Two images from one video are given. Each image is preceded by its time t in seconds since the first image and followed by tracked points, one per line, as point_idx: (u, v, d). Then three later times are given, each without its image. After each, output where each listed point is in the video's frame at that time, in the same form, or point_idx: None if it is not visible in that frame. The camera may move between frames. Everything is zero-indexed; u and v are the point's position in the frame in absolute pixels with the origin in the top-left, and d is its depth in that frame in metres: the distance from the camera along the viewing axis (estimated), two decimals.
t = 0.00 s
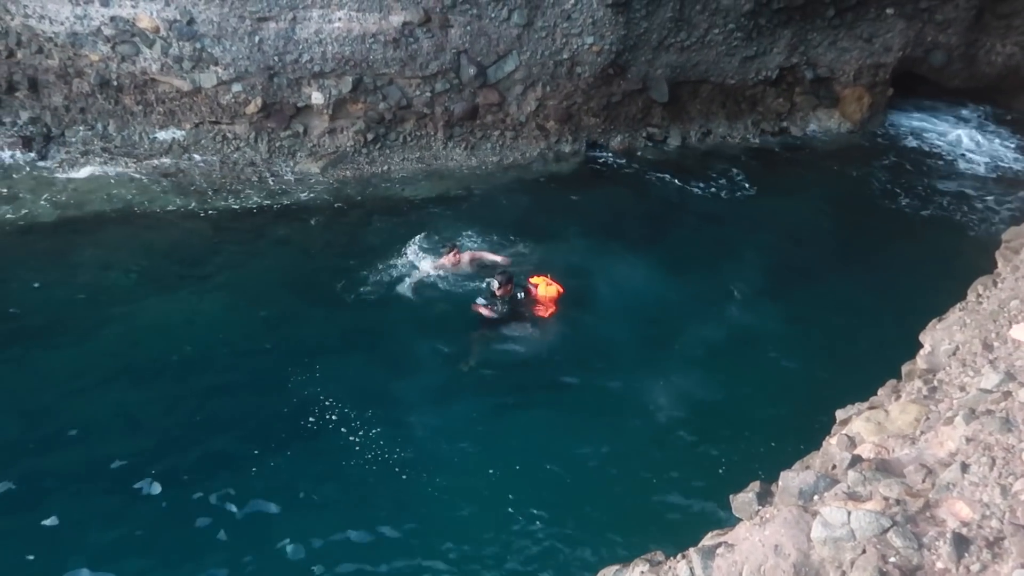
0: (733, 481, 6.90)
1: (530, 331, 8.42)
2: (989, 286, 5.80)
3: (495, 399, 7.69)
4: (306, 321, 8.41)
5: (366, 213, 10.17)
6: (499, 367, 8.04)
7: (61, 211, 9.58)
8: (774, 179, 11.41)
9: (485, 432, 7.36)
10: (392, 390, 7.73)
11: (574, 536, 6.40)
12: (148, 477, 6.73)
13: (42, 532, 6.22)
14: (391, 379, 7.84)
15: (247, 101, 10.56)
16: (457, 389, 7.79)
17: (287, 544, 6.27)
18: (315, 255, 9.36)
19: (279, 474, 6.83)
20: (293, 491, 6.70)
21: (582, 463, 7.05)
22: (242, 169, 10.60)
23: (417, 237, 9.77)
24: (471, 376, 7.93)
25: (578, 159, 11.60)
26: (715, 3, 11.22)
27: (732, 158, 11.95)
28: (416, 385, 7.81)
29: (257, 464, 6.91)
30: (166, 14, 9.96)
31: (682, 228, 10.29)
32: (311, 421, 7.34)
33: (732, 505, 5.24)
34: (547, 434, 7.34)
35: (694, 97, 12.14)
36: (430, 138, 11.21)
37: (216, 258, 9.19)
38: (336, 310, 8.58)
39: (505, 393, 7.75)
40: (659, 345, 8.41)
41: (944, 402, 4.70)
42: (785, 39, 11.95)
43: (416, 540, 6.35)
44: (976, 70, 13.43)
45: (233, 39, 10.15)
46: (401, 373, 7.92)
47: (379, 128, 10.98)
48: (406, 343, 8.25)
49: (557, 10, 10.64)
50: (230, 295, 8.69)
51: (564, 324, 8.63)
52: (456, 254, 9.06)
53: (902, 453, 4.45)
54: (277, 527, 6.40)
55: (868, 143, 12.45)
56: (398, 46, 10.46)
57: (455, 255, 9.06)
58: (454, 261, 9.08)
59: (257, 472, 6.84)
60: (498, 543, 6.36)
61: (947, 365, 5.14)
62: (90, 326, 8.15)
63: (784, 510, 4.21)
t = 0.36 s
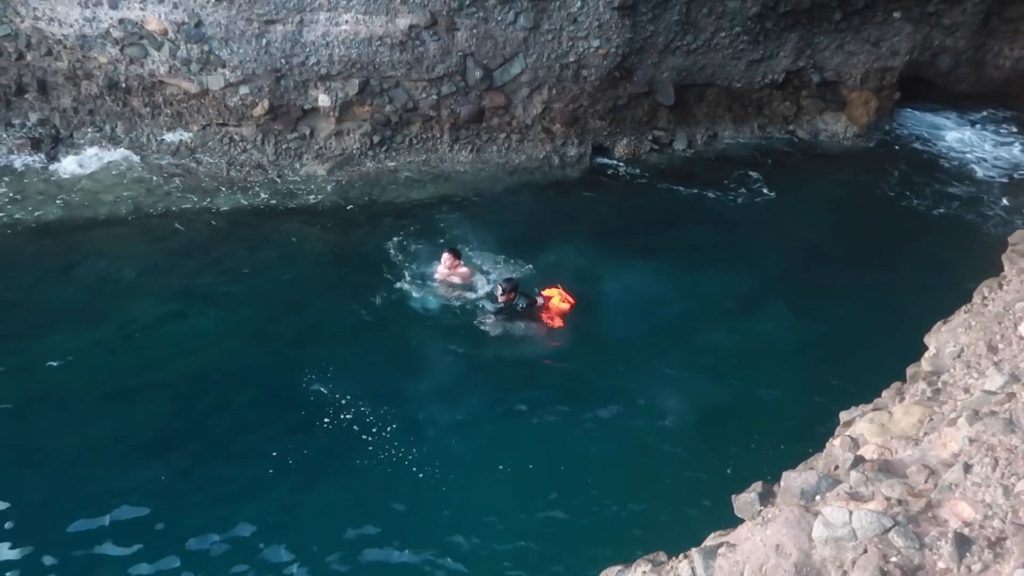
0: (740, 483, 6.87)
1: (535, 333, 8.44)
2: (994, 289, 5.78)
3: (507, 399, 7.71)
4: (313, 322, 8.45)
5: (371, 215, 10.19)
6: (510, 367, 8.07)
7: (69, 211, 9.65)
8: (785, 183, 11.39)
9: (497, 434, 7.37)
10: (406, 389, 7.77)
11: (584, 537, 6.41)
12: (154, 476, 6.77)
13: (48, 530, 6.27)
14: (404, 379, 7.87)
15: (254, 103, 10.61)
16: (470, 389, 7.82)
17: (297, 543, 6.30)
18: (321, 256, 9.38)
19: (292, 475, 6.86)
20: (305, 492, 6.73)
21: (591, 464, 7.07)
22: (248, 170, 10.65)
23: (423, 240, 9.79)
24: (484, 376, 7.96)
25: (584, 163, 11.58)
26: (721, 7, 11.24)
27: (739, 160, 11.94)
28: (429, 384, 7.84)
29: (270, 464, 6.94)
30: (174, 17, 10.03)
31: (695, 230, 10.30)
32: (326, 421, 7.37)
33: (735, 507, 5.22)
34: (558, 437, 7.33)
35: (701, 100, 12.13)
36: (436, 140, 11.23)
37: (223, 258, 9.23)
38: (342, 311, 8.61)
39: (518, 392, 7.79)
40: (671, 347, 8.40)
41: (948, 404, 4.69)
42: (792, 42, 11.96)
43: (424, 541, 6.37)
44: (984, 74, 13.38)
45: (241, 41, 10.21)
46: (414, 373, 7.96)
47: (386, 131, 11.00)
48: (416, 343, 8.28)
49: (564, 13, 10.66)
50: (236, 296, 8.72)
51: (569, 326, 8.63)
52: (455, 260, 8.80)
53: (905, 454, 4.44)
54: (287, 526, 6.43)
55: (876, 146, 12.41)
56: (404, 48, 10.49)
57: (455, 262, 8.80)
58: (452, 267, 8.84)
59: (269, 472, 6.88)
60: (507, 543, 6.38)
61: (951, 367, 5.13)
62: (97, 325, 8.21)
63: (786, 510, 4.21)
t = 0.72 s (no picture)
0: (738, 499, 6.87)
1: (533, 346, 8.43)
2: (991, 305, 5.79)
3: (511, 412, 7.72)
4: (312, 333, 8.46)
5: (370, 227, 10.20)
6: (513, 379, 8.07)
7: (69, 221, 9.67)
8: (787, 195, 11.42)
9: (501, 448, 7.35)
10: (411, 401, 7.77)
11: (586, 552, 6.40)
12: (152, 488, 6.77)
13: (45, 544, 6.29)
14: (409, 391, 7.87)
15: (254, 114, 10.65)
16: (475, 402, 7.82)
17: (298, 557, 6.30)
18: (320, 268, 9.39)
19: (296, 488, 6.84)
20: (309, 505, 6.72)
21: (593, 477, 7.06)
22: (248, 181, 10.71)
23: (422, 253, 9.82)
24: (489, 389, 7.97)
25: (583, 176, 11.58)
26: (721, 20, 11.31)
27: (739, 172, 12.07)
28: (435, 396, 7.85)
29: (274, 477, 6.94)
30: (176, 28, 10.10)
31: (702, 243, 10.33)
32: (329, 436, 7.35)
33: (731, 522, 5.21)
34: (564, 450, 7.31)
35: (700, 113, 12.15)
36: (436, 151, 11.25)
37: (222, 269, 9.24)
38: (341, 322, 8.63)
39: (522, 404, 7.80)
40: (676, 362, 8.39)
41: (943, 421, 4.70)
42: (791, 55, 11.99)
43: (424, 555, 6.36)
44: (982, 88, 13.43)
45: (242, 52, 10.27)
46: (420, 385, 7.96)
47: (386, 142, 11.03)
48: (421, 355, 8.29)
49: (564, 26, 10.74)
50: (235, 307, 8.74)
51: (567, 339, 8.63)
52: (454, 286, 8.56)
53: (900, 472, 4.45)
54: (291, 540, 6.42)
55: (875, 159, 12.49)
56: (404, 60, 10.55)
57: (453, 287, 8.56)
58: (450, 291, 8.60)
59: (274, 485, 6.87)
60: (510, 557, 6.38)
61: (947, 384, 5.13)
62: (95, 335, 8.21)
63: (780, 528, 4.22)
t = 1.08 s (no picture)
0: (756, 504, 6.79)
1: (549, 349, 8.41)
2: (1015, 309, 5.73)
3: (527, 420, 7.65)
4: (329, 336, 8.48)
5: (386, 232, 10.19)
6: (528, 386, 8.01)
7: (89, 224, 9.74)
8: (807, 200, 11.29)
9: (521, 457, 7.27)
10: (426, 409, 7.71)
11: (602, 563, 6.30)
12: (169, 489, 6.80)
13: (61, 542, 6.30)
14: (424, 400, 7.80)
15: (272, 117, 10.69)
16: (491, 410, 7.75)
17: (312, 565, 6.25)
18: (336, 271, 9.41)
19: (312, 496, 6.81)
20: (325, 513, 6.67)
21: (609, 485, 6.98)
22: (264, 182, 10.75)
23: (437, 257, 9.78)
24: (506, 396, 7.90)
25: (600, 178, 11.55)
26: (739, 22, 11.23)
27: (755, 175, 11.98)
28: (450, 404, 7.78)
29: (291, 485, 6.90)
30: (195, 32, 10.13)
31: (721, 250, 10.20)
32: (345, 446, 7.28)
33: (750, 530, 5.13)
34: (584, 460, 7.22)
35: (717, 115, 12.06)
36: (451, 154, 11.25)
37: (240, 271, 9.30)
38: (357, 325, 8.64)
39: (538, 412, 7.73)
40: (692, 368, 8.30)
41: (969, 427, 4.60)
42: (809, 58, 11.90)
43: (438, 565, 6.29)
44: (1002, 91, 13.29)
45: (260, 56, 10.31)
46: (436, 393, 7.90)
47: (402, 144, 11.05)
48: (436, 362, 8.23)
49: (581, 29, 10.68)
50: (252, 310, 8.77)
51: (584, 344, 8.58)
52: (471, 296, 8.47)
53: (925, 478, 4.37)
54: (305, 548, 6.38)
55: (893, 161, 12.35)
56: (421, 63, 10.56)
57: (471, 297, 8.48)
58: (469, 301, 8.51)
59: (293, 493, 6.84)
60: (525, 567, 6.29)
61: (972, 389, 5.04)
62: (115, 337, 8.28)
63: (802, 534, 4.15)
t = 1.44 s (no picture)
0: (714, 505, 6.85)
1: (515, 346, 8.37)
2: (969, 315, 5.87)
3: (489, 422, 7.59)
4: (292, 329, 8.37)
5: (352, 225, 10.06)
6: (491, 387, 7.96)
7: (48, 209, 9.50)
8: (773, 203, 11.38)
9: (483, 458, 7.24)
10: (387, 410, 7.60)
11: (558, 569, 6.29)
12: (125, 485, 6.70)
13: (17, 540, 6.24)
14: (385, 402, 7.69)
15: (241, 104, 10.53)
16: (453, 413, 7.66)
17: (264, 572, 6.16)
18: (302, 263, 9.30)
19: (266, 501, 6.68)
20: (279, 519, 6.55)
21: (569, 487, 6.98)
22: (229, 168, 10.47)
23: (404, 252, 9.70)
24: (469, 398, 7.83)
25: (569, 174, 11.51)
26: (710, 23, 11.35)
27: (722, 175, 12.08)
28: (412, 406, 7.68)
29: (247, 486, 6.78)
30: (164, 15, 10.05)
31: (687, 251, 10.25)
32: (300, 442, 7.22)
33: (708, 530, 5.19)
34: (546, 461, 7.21)
35: (686, 115, 12.15)
36: (421, 147, 11.17)
37: (204, 261, 9.15)
38: (320, 318, 8.53)
39: (500, 413, 7.69)
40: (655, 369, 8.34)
41: (922, 431, 4.70)
42: (778, 60, 12.05)
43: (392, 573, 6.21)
44: (964, 99, 13.49)
45: (230, 41, 10.20)
46: (397, 394, 7.79)
47: (372, 135, 10.95)
48: (399, 360, 8.13)
49: (553, 24, 10.73)
50: (215, 301, 8.64)
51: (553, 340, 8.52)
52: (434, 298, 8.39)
53: (878, 481, 4.45)
54: (256, 554, 6.28)
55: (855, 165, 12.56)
56: (394, 54, 10.51)
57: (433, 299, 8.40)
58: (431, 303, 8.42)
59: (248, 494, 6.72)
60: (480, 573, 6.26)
61: (926, 393, 5.14)
62: (74, 327, 8.12)
63: (758, 536, 4.22)
